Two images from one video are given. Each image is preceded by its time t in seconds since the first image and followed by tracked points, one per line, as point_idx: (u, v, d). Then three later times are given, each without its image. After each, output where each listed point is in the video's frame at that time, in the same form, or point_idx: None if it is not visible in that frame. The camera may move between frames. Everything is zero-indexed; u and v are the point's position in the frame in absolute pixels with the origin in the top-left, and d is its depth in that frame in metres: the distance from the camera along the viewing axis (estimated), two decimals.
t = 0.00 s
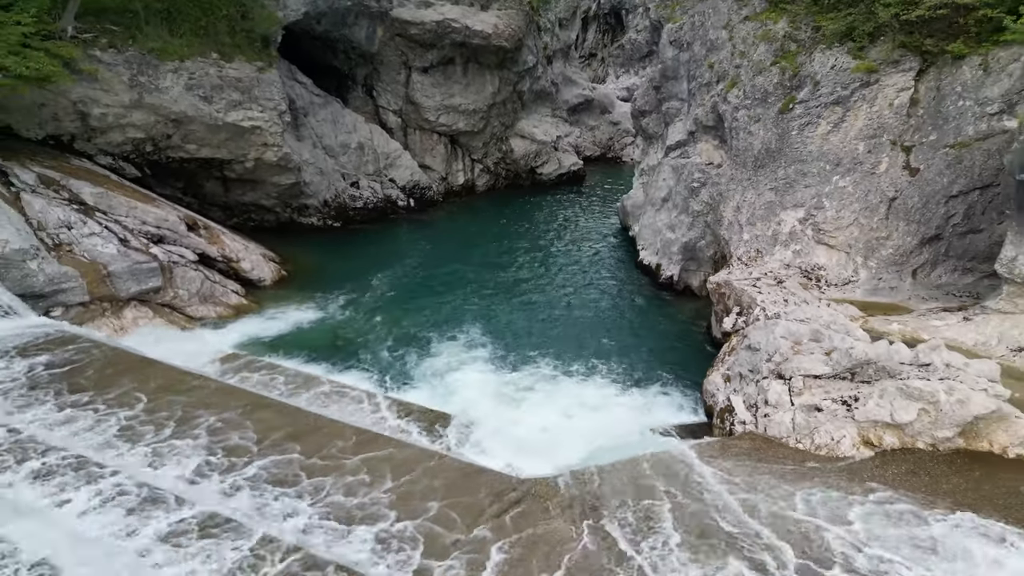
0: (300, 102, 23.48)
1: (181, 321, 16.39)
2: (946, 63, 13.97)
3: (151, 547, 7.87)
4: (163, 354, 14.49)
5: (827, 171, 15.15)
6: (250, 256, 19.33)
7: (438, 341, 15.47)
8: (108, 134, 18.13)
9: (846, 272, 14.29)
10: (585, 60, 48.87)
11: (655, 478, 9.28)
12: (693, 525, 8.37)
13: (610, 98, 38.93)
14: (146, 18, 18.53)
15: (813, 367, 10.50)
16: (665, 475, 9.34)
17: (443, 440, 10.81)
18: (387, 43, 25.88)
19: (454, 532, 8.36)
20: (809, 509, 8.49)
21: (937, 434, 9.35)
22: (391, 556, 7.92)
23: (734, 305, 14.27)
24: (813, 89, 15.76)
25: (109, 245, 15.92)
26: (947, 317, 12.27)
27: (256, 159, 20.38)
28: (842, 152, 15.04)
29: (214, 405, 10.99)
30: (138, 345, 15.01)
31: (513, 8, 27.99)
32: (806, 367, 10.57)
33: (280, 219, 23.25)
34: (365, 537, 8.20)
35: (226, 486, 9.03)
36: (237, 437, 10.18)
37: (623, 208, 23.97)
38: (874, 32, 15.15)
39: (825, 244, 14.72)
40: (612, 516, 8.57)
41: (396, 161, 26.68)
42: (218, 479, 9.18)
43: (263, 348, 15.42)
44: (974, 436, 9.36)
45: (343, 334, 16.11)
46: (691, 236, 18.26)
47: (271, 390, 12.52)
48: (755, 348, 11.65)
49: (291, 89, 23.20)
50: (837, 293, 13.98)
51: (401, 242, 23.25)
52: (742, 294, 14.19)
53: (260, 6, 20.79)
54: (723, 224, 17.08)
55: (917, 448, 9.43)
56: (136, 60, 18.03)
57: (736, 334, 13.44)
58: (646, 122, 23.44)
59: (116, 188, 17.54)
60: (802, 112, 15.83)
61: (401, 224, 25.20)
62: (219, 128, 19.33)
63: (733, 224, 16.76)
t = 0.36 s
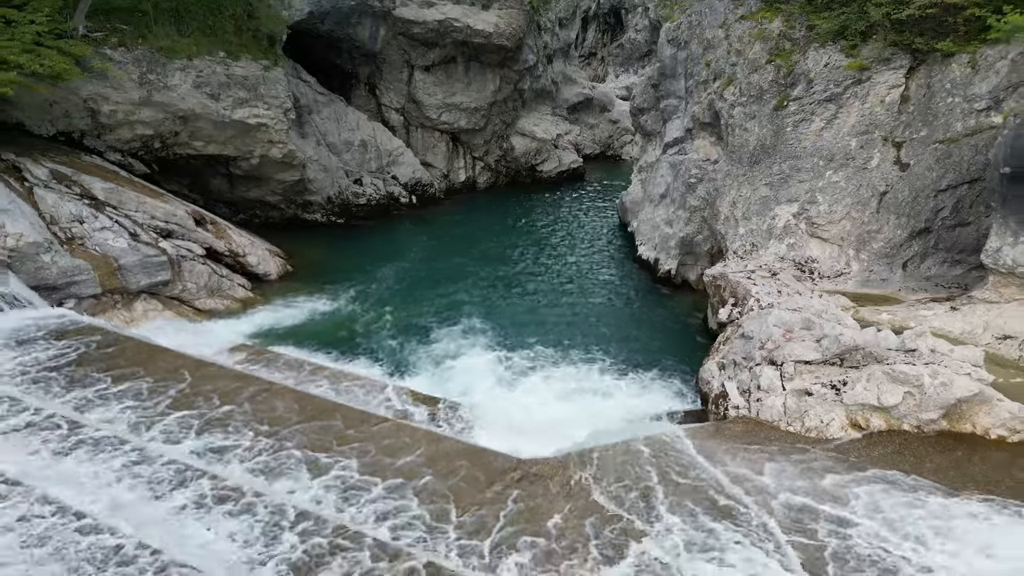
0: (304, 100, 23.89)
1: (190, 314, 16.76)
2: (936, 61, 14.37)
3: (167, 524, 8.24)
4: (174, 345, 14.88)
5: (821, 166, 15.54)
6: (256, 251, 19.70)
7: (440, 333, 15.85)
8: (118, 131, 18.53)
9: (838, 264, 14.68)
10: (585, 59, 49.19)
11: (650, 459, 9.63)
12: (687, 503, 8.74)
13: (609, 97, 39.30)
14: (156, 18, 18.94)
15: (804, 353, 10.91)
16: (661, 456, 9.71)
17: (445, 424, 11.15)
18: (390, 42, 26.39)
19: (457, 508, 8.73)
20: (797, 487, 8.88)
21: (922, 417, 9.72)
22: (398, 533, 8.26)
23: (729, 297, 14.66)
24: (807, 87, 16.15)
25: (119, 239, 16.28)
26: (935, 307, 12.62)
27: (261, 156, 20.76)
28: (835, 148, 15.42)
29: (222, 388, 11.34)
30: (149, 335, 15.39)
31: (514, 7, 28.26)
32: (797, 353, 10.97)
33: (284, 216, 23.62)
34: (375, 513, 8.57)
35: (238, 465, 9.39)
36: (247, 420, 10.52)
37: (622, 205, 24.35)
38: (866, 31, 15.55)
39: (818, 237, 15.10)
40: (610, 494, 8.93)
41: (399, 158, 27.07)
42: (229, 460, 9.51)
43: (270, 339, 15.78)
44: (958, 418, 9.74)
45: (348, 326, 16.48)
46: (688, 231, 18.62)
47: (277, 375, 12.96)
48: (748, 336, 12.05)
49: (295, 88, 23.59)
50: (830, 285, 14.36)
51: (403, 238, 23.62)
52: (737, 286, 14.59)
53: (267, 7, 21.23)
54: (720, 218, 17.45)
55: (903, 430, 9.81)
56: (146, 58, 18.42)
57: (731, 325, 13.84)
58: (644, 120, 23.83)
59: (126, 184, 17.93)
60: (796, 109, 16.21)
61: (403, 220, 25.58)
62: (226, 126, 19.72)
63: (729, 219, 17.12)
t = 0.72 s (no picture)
0: (309, 98, 24.32)
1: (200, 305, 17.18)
2: (924, 59, 14.83)
3: (186, 493, 8.63)
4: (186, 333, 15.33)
5: (813, 162, 16.00)
6: (263, 245, 20.17)
7: (444, 323, 16.29)
8: (128, 128, 18.96)
9: (830, 257, 15.13)
10: (585, 59, 49.63)
11: (646, 438, 10.08)
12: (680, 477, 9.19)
13: (609, 96, 39.77)
14: (166, 17, 19.49)
15: (794, 338, 11.37)
16: (656, 434, 10.18)
17: (452, 407, 11.58)
18: (393, 41, 26.82)
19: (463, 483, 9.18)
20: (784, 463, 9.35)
21: (905, 398, 10.21)
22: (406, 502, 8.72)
23: (724, 288, 15.13)
24: (800, 85, 16.63)
25: (131, 233, 16.74)
26: (921, 296, 13.03)
27: (268, 152, 21.24)
28: (827, 144, 15.89)
29: (235, 373, 11.80)
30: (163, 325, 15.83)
31: (515, 7, 28.76)
32: (786, 338, 11.45)
33: (290, 212, 24.06)
34: (384, 485, 9.00)
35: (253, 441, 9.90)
36: (260, 402, 10.98)
37: (620, 201, 24.82)
38: (857, 30, 16.03)
39: (811, 231, 15.56)
40: (607, 470, 9.39)
41: (402, 156, 27.54)
42: (244, 437, 9.96)
43: (279, 330, 16.24)
44: (940, 400, 10.21)
45: (354, 317, 16.93)
46: (685, 226, 19.09)
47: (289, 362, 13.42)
48: (740, 323, 12.55)
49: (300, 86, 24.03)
50: (821, 276, 14.82)
51: (406, 234, 24.08)
52: (731, 277, 15.06)
53: (273, 7, 21.99)
54: (716, 213, 17.91)
55: (887, 411, 10.29)
56: (156, 57, 18.91)
57: (724, 313, 14.32)
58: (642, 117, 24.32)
59: (137, 179, 18.38)
60: (790, 106, 16.69)
61: (406, 216, 26.04)
62: (233, 123, 20.20)
63: (725, 213, 17.58)
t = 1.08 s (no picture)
0: (315, 97, 24.85)
1: (211, 297, 17.62)
2: (913, 57, 15.33)
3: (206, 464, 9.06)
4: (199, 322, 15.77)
5: (806, 157, 16.49)
6: (271, 239, 20.63)
7: (448, 314, 16.79)
8: (140, 125, 19.45)
9: (821, 248, 15.61)
10: (585, 58, 50.10)
11: (643, 417, 10.56)
12: (675, 452, 9.65)
13: (609, 94, 40.28)
14: (177, 17, 20.00)
15: (785, 324, 11.87)
16: (652, 414, 10.69)
17: (457, 390, 12.07)
18: (396, 40, 27.37)
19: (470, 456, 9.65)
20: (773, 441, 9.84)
21: (889, 379, 10.73)
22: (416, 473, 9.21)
23: (719, 280, 15.63)
24: (793, 82, 17.13)
25: (144, 226, 17.25)
26: (908, 285, 13.50)
27: (275, 149, 21.76)
28: (819, 140, 16.38)
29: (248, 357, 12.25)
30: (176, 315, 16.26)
31: (516, 7, 29.29)
32: (777, 324, 11.96)
33: (295, 208, 24.56)
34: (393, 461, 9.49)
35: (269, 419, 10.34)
36: (274, 382, 11.44)
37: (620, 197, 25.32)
38: (848, 30, 16.55)
39: (803, 224, 16.04)
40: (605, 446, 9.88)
41: (405, 153, 28.05)
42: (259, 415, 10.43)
43: (288, 319, 16.72)
44: (922, 381, 10.72)
45: (360, 308, 17.42)
46: (682, 220, 19.59)
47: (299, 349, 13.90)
48: (733, 311, 13.08)
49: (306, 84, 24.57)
50: (813, 267, 15.30)
51: (409, 229, 24.58)
52: (726, 268, 15.55)
53: (281, 7, 22.51)
54: (712, 207, 18.40)
55: (872, 391, 10.80)
56: (168, 56, 19.42)
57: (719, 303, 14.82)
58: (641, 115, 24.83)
59: (149, 175, 18.89)
60: (783, 103, 17.19)
61: (409, 212, 26.54)
62: (242, 120, 20.73)
63: (721, 207, 18.09)
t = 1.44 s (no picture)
0: (320, 94, 25.34)
1: (222, 288, 18.11)
2: (902, 54, 15.85)
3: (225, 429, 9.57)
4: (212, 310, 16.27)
5: (799, 151, 16.99)
6: (279, 232, 21.14)
7: (451, 303, 17.34)
8: (151, 121, 19.96)
9: (813, 240, 16.09)
10: (585, 58, 50.59)
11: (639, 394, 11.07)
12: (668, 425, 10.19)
13: (608, 93, 40.82)
14: (187, 16, 20.55)
15: (776, 309, 12.40)
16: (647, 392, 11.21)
17: (462, 372, 12.55)
18: (400, 39, 27.91)
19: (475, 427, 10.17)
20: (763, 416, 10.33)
21: (874, 360, 11.26)
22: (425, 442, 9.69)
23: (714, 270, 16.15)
24: (786, 79, 17.65)
25: (157, 219, 17.77)
26: (896, 274, 14.00)
27: (282, 145, 22.31)
28: (811, 135, 16.89)
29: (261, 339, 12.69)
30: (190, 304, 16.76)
31: (517, 7, 29.84)
32: (768, 309, 12.51)
33: (301, 203, 25.08)
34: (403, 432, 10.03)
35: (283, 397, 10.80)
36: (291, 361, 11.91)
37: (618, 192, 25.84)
38: (839, 27, 17.08)
39: (796, 216, 16.52)
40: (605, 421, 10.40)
41: (408, 150, 28.59)
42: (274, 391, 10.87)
43: (298, 309, 17.24)
44: (905, 361, 11.25)
45: (366, 298, 17.95)
46: (679, 213, 20.10)
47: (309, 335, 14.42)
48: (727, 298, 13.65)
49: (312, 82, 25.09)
50: (805, 257, 15.79)
51: (413, 223, 25.10)
52: (721, 259, 16.09)
53: (288, 6, 23.07)
54: (708, 201, 18.91)
55: (858, 371, 11.32)
56: (179, 54, 19.98)
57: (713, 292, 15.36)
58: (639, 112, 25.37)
59: (160, 169, 19.46)
60: (777, 99, 17.69)
61: (412, 207, 27.07)
62: (250, 117, 21.28)
63: (716, 201, 18.61)
